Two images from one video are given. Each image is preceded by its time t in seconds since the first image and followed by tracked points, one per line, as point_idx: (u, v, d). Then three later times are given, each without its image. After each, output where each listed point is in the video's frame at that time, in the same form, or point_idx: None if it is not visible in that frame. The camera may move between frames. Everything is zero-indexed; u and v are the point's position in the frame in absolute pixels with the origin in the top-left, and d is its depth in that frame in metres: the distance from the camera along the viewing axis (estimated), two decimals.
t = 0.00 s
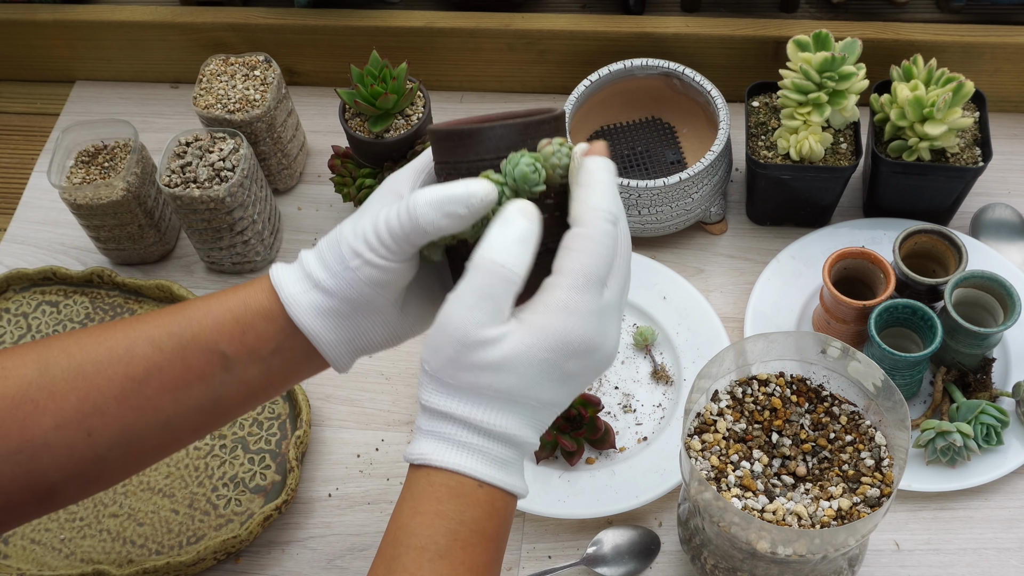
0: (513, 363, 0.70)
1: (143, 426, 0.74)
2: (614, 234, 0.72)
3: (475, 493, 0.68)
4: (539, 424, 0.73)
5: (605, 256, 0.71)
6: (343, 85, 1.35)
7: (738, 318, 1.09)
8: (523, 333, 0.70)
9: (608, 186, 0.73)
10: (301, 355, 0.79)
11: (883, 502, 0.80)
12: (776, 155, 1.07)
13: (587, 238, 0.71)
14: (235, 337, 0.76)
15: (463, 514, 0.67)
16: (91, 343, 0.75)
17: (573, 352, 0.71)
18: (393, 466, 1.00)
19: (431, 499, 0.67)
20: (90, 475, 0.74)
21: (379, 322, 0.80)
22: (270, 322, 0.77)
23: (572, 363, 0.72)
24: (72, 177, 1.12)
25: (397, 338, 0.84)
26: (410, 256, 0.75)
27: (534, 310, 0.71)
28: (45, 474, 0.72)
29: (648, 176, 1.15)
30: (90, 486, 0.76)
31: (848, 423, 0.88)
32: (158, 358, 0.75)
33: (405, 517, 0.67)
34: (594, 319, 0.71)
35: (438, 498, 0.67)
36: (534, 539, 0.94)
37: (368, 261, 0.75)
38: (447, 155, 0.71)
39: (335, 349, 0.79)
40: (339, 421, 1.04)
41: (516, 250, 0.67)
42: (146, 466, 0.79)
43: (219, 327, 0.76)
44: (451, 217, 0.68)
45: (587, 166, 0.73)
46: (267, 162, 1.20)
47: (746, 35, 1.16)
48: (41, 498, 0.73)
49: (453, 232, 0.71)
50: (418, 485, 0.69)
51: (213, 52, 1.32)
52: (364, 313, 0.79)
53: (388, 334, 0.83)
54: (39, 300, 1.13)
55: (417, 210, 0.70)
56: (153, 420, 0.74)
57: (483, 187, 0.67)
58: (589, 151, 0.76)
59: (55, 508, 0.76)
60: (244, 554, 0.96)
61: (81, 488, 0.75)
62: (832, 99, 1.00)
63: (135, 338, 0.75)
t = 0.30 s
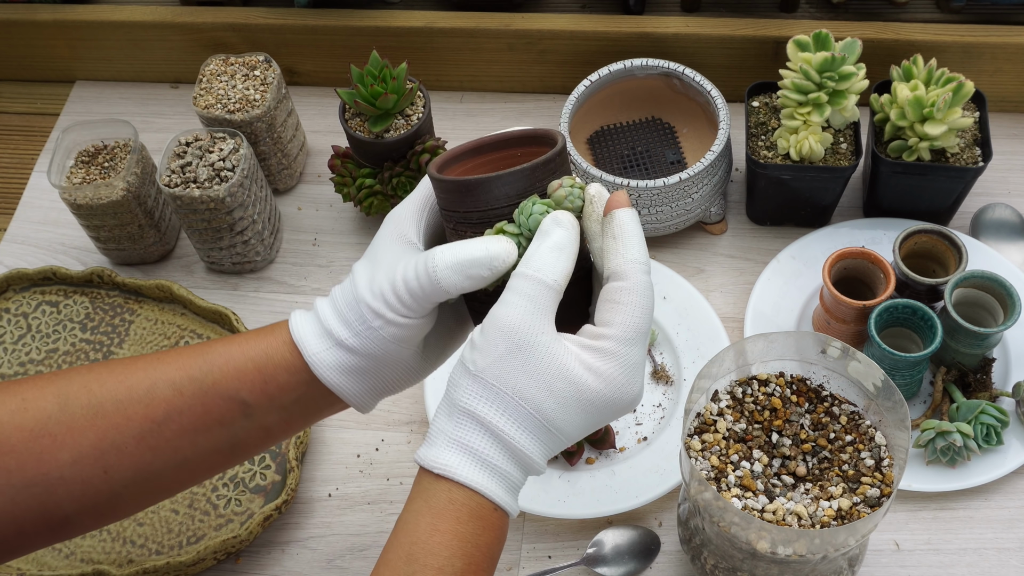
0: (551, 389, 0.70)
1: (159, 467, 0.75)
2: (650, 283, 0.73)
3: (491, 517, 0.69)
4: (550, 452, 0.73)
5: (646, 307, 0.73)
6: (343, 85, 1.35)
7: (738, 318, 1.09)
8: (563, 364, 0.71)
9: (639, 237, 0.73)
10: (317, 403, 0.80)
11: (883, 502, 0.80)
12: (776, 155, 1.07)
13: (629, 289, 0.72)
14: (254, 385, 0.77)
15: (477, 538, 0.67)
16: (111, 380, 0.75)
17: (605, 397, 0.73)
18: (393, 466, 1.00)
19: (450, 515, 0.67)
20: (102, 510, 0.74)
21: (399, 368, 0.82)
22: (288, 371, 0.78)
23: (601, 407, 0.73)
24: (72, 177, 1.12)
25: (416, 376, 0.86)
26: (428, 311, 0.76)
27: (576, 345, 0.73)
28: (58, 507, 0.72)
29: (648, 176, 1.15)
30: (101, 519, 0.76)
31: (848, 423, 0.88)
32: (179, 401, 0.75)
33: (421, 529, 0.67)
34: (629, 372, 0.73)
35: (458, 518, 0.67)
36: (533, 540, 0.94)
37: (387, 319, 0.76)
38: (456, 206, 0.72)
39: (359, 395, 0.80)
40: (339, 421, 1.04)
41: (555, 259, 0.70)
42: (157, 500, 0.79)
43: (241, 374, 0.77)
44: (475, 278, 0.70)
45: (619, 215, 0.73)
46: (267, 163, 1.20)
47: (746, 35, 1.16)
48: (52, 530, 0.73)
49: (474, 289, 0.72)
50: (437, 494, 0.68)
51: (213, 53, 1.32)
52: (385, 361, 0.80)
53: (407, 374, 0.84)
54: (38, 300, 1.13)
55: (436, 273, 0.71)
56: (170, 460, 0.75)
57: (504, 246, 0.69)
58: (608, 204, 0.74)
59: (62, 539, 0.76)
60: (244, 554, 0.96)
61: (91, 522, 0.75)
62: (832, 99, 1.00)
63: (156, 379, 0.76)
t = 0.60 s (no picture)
0: (564, 399, 0.71)
1: (166, 485, 0.75)
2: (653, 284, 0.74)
3: (507, 532, 0.69)
4: (568, 462, 0.73)
5: (651, 308, 0.73)
6: (343, 85, 1.35)
7: (738, 318, 1.09)
8: (573, 372, 0.71)
9: (637, 238, 0.73)
10: (323, 423, 0.81)
11: (883, 502, 0.80)
12: (776, 155, 1.07)
13: (632, 291, 0.72)
14: (261, 406, 0.77)
15: (492, 553, 0.67)
16: (117, 399, 0.76)
17: (619, 401, 0.72)
18: (393, 466, 1.00)
19: (465, 528, 0.67)
20: (109, 526, 0.75)
21: (408, 382, 0.82)
22: (295, 391, 0.78)
23: (616, 414, 0.73)
24: (72, 177, 1.12)
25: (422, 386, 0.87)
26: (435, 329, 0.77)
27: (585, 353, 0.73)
28: (66, 524, 0.73)
29: (648, 176, 1.15)
30: (109, 536, 0.77)
31: (848, 423, 0.88)
32: (186, 420, 0.76)
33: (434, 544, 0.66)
34: (641, 375, 0.73)
35: (473, 532, 0.67)
36: (533, 540, 0.94)
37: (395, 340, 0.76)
38: (453, 223, 0.72)
39: (370, 412, 0.81)
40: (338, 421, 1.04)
41: (561, 270, 0.71)
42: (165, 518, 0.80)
43: (247, 393, 0.77)
44: (483, 298, 0.71)
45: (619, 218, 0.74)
46: (267, 163, 1.20)
47: (746, 35, 1.16)
48: (59, 546, 0.74)
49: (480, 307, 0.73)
50: (453, 508, 0.69)
51: (213, 53, 1.32)
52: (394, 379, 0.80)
53: (414, 386, 0.85)
54: (38, 300, 1.13)
55: (445, 296, 0.71)
56: (179, 478, 0.76)
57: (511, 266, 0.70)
58: (604, 207, 0.75)
59: (70, 555, 0.77)
60: (244, 554, 0.96)
61: (99, 539, 0.76)
62: (832, 99, 1.00)
63: (162, 398, 0.76)
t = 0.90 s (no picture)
0: (566, 399, 0.71)
1: (169, 504, 0.76)
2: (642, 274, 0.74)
3: (512, 538, 0.69)
4: (573, 460, 0.74)
5: (643, 299, 0.73)
6: (343, 85, 1.35)
7: (738, 318, 1.09)
8: (573, 371, 0.71)
9: (622, 230, 0.74)
10: (326, 438, 0.81)
11: (883, 502, 0.80)
12: (776, 155, 1.07)
13: (622, 284, 0.73)
14: (263, 426, 0.77)
15: (497, 558, 0.67)
16: (119, 419, 0.76)
17: (620, 395, 0.73)
18: (393, 466, 1.00)
19: (470, 534, 0.68)
20: (112, 544, 0.76)
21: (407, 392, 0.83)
22: (297, 411, 0.78)
23: (617, 407, 0.73)
24: (72, 177, 1.12)
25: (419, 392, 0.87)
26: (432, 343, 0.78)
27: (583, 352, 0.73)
28: (68, 543, 0.74)
29: (648, 176, 1.15)
30: (112, 552, 0.77)
31: (848, 423, 0.88)
32: (187, 441, 0.76)
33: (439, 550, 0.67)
34: (640, 367, 0.74)
35: (478, 538, 0.67)
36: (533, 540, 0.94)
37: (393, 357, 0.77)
38: (437, 238, 0.71)
39: (375, 424, 0.82)
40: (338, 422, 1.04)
41: (555, 272, 0.70)
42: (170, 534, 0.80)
43: (249, 413, 0.77)
44: (479, 310, 0.72)
45: (600, 211, 0.74)
46: (267, 163, 1.20)
47: (746, 35, 1.16)
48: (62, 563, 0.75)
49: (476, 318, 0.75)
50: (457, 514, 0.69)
51: (213, 53, 1.32)
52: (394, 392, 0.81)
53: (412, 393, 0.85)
54: (38, 300, 1.13)
55: (442, 313, 0.72)
56: (182, 497, 0.76)
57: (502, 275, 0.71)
58: (585, 200, 0.75)
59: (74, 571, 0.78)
60: (244, 554, 0.96)
61: (102, 556, 0.77)
62: (832, 99, 1.00)
63: (164, 418, 0.76)
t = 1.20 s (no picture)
0: (564, 393, 0.71)
1: (184, 531, 0.76)
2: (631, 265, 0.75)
3: (513, 530, 0.69)
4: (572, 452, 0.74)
5: (633, 288, 0.74)
6: (343, 85, 1.35)
7: (738, 318, 1.09)
8: (570, 364, 0.71)
9: (609, 223, 0.75)
10: (340, 460, 0.81)
11: (883, 502, 0.80)
12: (776, 155, 1.07)
13: (614, 275, 0.73)
14: (276, 451, 0.77)
15: (499, 551, 0.67)
16: (131, 449, 0.77)
17: (618, 386, 0.73)
18: (392, 466, 1.00)
19: (471, 528, 0.68)
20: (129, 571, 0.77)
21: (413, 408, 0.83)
22: (310, 436, 0.78)
23: (615, 398, 0.73)
24: (72, 177, 1.12)
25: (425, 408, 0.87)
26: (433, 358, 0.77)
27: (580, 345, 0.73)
28: (84, 570, 0.75)
29: (648, 176, 1.15)
30: None
31: (848, 423, 0.88)
32: (200, 468, 0.76)
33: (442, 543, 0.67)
34: (636, 356, 0.74)
35: (479, 531, 0.67)
36: (533, 540, 0.94)
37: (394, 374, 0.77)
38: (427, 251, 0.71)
39: (385, 441, 0.82)
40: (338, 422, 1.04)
41: (558, 268, 0.71)
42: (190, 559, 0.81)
43: (261, 440, 0.77)
44: (477, 318, 0.71)
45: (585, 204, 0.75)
46: (267, 163, 1.20)
47: (746, 35, 1.16)
48: None
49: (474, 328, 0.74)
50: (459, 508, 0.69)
51: (213, 53, 1.32)
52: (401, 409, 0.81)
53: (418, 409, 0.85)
54: (39, 300, 1.13)
55: (440, 325, 0.72)
56: (197, 523, 0.77)
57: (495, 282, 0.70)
58: (569, 195, 0.75)
59: None
60: (244, 554, 0.96)
61: None
62: (832, 99, 1.00)
63: (176, 446, 0.77)
